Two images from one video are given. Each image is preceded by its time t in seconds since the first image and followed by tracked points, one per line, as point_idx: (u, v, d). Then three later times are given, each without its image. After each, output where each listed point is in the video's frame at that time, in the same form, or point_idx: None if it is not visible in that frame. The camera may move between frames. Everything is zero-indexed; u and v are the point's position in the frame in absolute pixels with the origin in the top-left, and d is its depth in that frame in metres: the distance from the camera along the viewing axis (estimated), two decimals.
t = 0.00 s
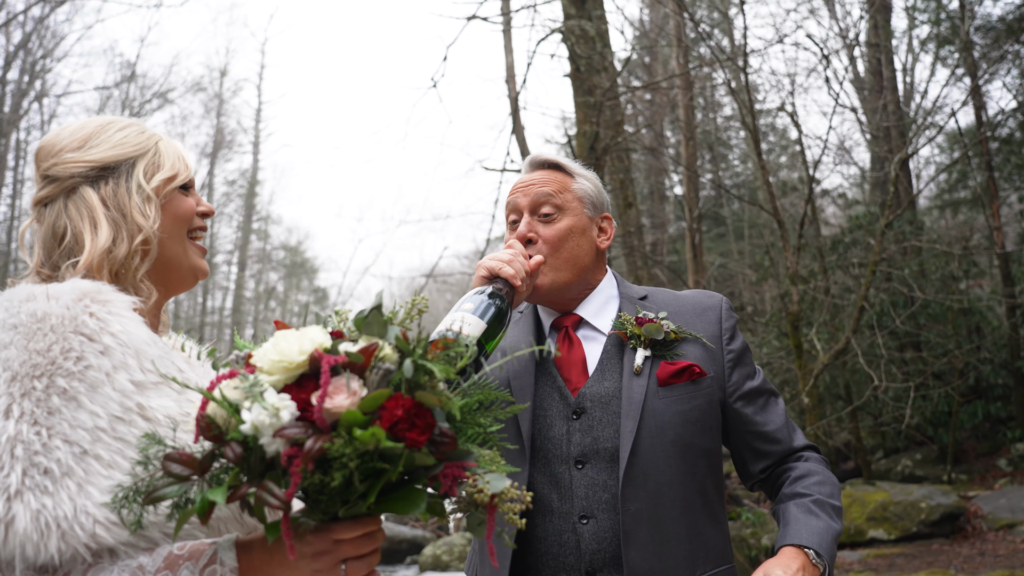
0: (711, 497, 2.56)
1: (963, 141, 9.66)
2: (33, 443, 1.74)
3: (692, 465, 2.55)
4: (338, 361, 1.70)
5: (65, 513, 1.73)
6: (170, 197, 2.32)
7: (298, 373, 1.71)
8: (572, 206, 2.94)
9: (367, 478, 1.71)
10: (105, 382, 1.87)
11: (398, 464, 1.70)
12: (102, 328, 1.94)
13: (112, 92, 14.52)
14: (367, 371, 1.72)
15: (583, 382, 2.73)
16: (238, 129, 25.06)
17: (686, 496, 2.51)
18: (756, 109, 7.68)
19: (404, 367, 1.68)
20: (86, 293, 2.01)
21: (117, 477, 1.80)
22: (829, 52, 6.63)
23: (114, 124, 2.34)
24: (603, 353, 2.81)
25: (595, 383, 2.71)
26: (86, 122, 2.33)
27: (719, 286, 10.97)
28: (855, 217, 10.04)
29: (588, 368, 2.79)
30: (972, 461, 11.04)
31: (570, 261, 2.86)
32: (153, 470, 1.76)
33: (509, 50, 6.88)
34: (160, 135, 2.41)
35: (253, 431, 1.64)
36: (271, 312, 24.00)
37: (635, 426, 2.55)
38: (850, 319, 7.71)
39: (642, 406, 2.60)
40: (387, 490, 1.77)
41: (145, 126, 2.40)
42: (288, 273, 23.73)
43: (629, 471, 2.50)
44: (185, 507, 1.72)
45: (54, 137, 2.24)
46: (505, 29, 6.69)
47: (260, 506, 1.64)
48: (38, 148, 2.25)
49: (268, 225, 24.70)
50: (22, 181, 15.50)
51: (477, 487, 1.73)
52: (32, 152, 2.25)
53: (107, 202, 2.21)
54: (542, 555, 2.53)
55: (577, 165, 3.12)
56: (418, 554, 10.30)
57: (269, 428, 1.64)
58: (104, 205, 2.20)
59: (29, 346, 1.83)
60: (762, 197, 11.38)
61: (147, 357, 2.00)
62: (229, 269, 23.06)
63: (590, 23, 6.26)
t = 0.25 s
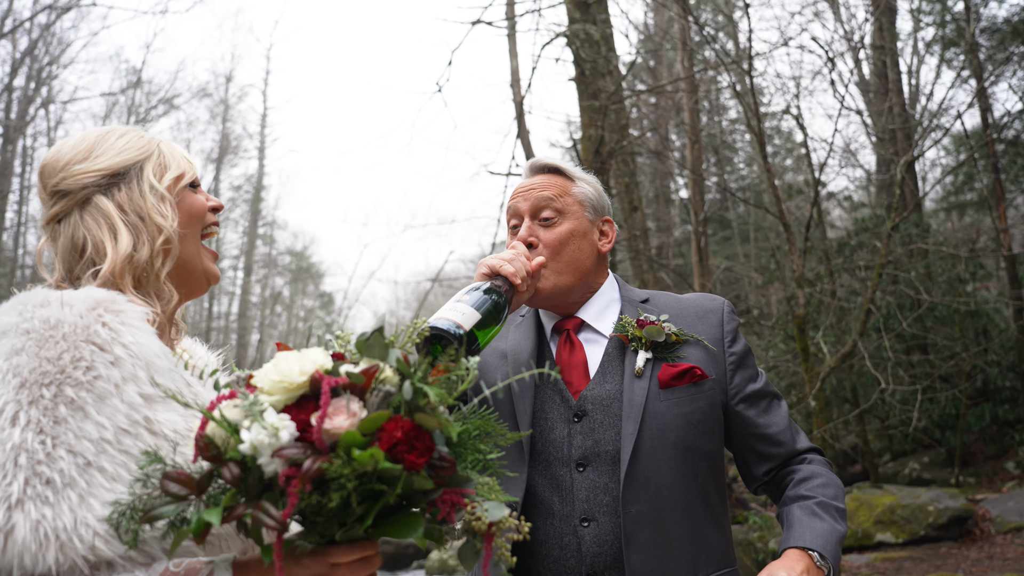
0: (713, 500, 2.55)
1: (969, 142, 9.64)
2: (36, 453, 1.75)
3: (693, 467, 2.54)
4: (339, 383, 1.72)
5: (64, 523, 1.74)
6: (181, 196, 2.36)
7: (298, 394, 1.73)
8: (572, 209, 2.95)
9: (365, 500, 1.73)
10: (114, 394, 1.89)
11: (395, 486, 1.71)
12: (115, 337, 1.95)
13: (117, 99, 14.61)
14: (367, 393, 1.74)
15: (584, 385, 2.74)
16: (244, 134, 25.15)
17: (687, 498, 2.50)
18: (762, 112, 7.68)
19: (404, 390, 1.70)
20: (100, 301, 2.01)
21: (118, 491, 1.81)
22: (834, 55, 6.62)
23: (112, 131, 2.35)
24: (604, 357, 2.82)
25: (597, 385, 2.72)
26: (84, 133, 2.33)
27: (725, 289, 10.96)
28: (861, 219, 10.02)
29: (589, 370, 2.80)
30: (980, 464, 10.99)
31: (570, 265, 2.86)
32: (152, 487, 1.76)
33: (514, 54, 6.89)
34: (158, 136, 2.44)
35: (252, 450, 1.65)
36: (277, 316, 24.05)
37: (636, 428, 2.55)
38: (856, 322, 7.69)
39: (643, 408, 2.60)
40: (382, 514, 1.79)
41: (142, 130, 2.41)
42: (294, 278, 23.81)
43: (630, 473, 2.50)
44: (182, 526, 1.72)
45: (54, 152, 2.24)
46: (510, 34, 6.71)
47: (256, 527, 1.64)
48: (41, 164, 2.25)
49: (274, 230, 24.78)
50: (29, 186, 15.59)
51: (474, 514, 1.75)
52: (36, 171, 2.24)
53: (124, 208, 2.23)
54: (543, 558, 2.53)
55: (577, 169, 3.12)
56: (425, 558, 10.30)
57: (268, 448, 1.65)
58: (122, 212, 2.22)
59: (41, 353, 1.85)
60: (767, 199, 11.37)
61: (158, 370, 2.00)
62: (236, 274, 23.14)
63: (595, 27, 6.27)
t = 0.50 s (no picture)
0: (716, 503, 2.55)
1: (974, 147, 9.62)
2: (40, 465, 1.76)
3: (697, 470, 2.54)
4: (353, 415, 1.73)
5: (64, 536, 1.74)
6: (198, 207, 2.39)
7: (311, 425, 1.74)
8: (581, 212, 2.95)
9: (376, 532, 1.72)
10: (122, 406, 1.90)
11: (406, 521, 1.70)
12: (125, 350, 1.97)
13: (123, 104, 14.69)
14: (380, 426, 1.75)
15: (588, 388, 2.74)
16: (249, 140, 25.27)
17: (691, 501, 2.50)
18: (767, 118, 7.68)
19: (419, 425, 1.72)
20: (113, 313, 2.03)
21: (121, 505, 1.81)
22: (840, 60, 6.62)
23: (129, 143, 2.37)
24: (609, 361, 2.82)
25: (602, 389, 2.72)
26: (100, 144, 2.35)
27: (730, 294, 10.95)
28: (866, 224, 10.01)
29: (594, 373, 2.80)
30: (986, 470, 10.94)
31: (577, 266, 2.85)
32: (159, 509, 1.76)
33: (520, 60, 6.92)
34: (172, 148, 2.46)
35: (266, 480, 1.66)
36: (282, 321, 24.11)
37: (640, 430, 2.56)
38: (862, 328, 7.67)
39: (647, 411, 2.60)
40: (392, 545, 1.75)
41: (157, 142, 2.44)
42: (299, 283, 23.89)
43: (634, 475, 2.50)
44: (190, 551, 1.73)
45: (71, 162, 2.26)
46: (515, 39, 6.73)
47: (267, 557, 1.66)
48: (56, 173, 2.25)
49: (279, 235, 24.86)
50: (36, 191, 15.70)
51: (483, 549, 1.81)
52: (52, 180, 2.25)
53: (145, 217, 2.25)
54: (546, 558, 2.54)
55: (586, 174, 3.12)
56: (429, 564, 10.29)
57: (281, 478, 1.66)
58: (144, 221, 2.24)
59: (51, 364, 1.86)
60: (772, 205, 11.37)
61: (167, 385, 2.01)
62: (241, 279, 23.22)
63: (600, 33, 6.29)
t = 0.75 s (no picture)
0: (718, 508, 2.54)
1: (979, 155, 9.61)
2: (33, 478, 1.77)
3: (700, 474, 2.54)
4: (374, 426, 1.75)
5: (60, 548, 1.75)
6: (193, 217, 2.41)
7: (332, 434, 1.75)
8: (594, 215, 2.96)
9: (398, 537, 1.72)
10: (114, 414, 1.91)
11: (427, 526, 1.71)
12: (114, 358, 1.97)
13: (129, 108, 14.75)
14: (401, 436, 1.76)
15: (595, 391, 2.75)
16: (254, 145, 25.34)
17: (693, 505, 2.50)
18: (771, 125, 7.68)
19: (441, 435, 1.75)
20: (101, 322, 2.03)
21: (117, 513, 1.82)
22: (844, 67, 6.63)
23: (126, 149, 2.39)
24: (615, 364, 2.82)
25: (608, 392, 2.72)
26: (96, 149, 2.36)
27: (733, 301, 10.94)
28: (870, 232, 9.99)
29: (601, 376, 2.80)
30: (990, 478, 10.90)
31: (587, 265, 2.86)
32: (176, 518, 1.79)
33: (524, 66, 6.94)
34: (170, 156, 2.48)
35: (289, 486, 1.66)
36: (285, 326, 24.10)
37: (645, 433, 2.56)
38: (866, 336, 7.65)
39: (653, 414, 2.61)
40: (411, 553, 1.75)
41: (153, 149, 2.46)
42: (303, 288, 23.93)
43: (638, 476, 2.51)
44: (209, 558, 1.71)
45: (67, 167, 2.27)
46: (519, 46, 6.75)
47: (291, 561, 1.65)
48: (51, 177, 2.27)
49: (283, 240, 24.91)
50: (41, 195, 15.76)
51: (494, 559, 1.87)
52: (47, 184, 2.26)
53: (139, 225, 2.26)
54: (548, 558, 2.54)
55: (603, 182, 3.16)
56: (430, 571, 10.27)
57: (305, 484, 1.67)
58: (137, 230, 2.25)
59: (40, 376, 1.85)
60: (775, 212, 11.37)
61: (158, 392, 2.03)
62: (245, 284, 23.26)
63: (604, 39, 6.31)
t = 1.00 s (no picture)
0: (719, 515, 2.54)
1: (981, 165, 9.61)
2: (29, 502, 1.80)
3: (703, 481, 2.54)
4: (380, 415, 1.97)
5: (61, 569, 1.78)
6: (178, 228, 2.42)
7: (339, 425, 1.96)
8: (603, 223, 2.99)
9: (412, 517, 1.93)
10: (106, 428, 1.93)
11: (441, 503, 1.92)
12: (102, 372, 1.99)
13: (131, 114, 14.76)
14: (406, 421, 1.99)
15: (599, 396, 2.74)
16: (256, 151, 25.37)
17: (695, 512, 2.50)
18: (773, 134, 7.70)
19: (444, 417, 1.98)
20: (86, 336, 2.05)
21: (118, 529, 1.86)
22: (846, 76, 6.65)
23: (110, 159, 2.40)
24: (620, 370, 2.81)
25: (613, 397, 2.72)
26: (80, 159, 2.38)
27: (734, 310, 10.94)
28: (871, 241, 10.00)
29: (606, 383, 2.79)
30: (992, 489, 10.86)
31: (593, 271, 2.88)
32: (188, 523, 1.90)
33: (526, 74, 6.96)
34: (155, 166, 2.49)
35: (304, 476, 1.87)
36: (286, 333, 24.08)
37: (649, 438, 2.56)
38: (867, 345, 7.65)
39: (656, 420, 2.61)
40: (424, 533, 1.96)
41: (138, 158, 2.47)
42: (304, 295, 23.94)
43: (641, 481, 2.51)
44: (231, 552, 1.90)
45: (50, 178, 2.28)
46: (522, 54, 6.78)
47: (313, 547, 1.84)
48: (34, 189, 2.28)
49: (284, 247, 24.92)
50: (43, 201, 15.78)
51: (501, 533, 2.00)
52: (30, 195, 2.28)
53: (122, 237, 2.28)
54: (547, 560, 2.53)
55: (614, 194, 3.19)
56: None
57: (320, 473, 1.88)
58: (121, 242, 2.27)
59: (29, 398, 1.87)
60: (776, 221, 11.37)
61: (148, 402, 2.05)
62: (246, 290, 23.26)
63: (606, 48, 6.34)
